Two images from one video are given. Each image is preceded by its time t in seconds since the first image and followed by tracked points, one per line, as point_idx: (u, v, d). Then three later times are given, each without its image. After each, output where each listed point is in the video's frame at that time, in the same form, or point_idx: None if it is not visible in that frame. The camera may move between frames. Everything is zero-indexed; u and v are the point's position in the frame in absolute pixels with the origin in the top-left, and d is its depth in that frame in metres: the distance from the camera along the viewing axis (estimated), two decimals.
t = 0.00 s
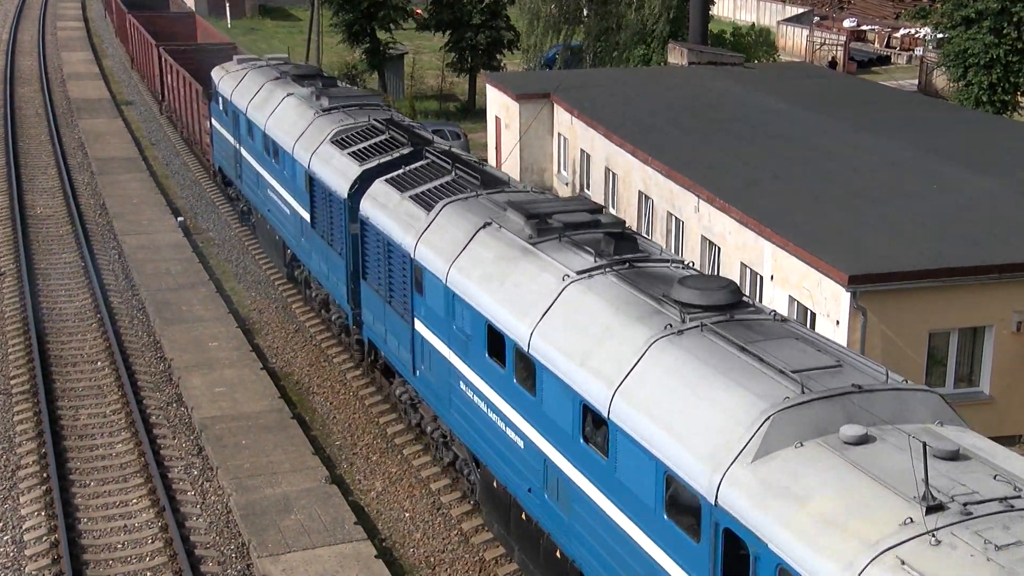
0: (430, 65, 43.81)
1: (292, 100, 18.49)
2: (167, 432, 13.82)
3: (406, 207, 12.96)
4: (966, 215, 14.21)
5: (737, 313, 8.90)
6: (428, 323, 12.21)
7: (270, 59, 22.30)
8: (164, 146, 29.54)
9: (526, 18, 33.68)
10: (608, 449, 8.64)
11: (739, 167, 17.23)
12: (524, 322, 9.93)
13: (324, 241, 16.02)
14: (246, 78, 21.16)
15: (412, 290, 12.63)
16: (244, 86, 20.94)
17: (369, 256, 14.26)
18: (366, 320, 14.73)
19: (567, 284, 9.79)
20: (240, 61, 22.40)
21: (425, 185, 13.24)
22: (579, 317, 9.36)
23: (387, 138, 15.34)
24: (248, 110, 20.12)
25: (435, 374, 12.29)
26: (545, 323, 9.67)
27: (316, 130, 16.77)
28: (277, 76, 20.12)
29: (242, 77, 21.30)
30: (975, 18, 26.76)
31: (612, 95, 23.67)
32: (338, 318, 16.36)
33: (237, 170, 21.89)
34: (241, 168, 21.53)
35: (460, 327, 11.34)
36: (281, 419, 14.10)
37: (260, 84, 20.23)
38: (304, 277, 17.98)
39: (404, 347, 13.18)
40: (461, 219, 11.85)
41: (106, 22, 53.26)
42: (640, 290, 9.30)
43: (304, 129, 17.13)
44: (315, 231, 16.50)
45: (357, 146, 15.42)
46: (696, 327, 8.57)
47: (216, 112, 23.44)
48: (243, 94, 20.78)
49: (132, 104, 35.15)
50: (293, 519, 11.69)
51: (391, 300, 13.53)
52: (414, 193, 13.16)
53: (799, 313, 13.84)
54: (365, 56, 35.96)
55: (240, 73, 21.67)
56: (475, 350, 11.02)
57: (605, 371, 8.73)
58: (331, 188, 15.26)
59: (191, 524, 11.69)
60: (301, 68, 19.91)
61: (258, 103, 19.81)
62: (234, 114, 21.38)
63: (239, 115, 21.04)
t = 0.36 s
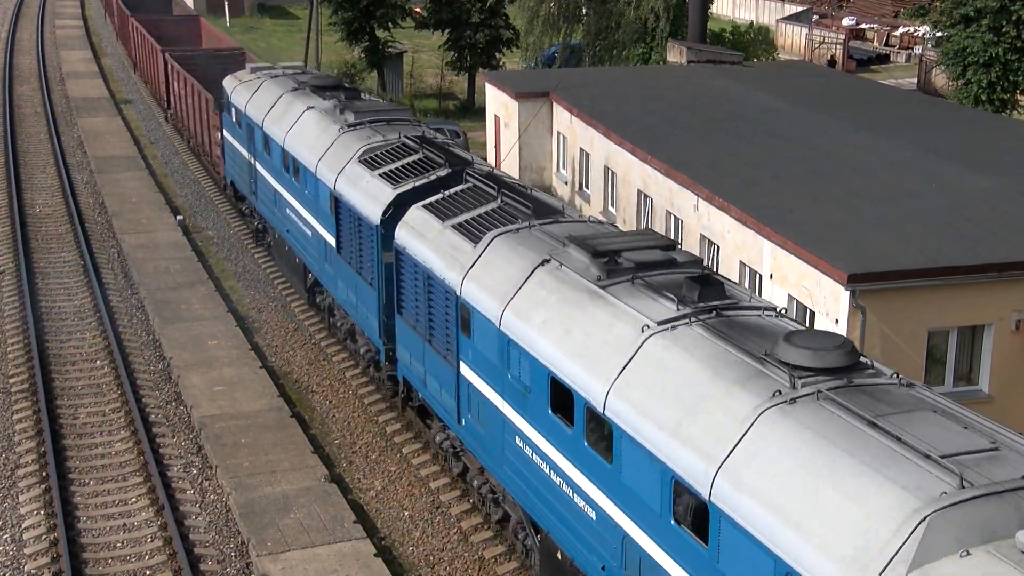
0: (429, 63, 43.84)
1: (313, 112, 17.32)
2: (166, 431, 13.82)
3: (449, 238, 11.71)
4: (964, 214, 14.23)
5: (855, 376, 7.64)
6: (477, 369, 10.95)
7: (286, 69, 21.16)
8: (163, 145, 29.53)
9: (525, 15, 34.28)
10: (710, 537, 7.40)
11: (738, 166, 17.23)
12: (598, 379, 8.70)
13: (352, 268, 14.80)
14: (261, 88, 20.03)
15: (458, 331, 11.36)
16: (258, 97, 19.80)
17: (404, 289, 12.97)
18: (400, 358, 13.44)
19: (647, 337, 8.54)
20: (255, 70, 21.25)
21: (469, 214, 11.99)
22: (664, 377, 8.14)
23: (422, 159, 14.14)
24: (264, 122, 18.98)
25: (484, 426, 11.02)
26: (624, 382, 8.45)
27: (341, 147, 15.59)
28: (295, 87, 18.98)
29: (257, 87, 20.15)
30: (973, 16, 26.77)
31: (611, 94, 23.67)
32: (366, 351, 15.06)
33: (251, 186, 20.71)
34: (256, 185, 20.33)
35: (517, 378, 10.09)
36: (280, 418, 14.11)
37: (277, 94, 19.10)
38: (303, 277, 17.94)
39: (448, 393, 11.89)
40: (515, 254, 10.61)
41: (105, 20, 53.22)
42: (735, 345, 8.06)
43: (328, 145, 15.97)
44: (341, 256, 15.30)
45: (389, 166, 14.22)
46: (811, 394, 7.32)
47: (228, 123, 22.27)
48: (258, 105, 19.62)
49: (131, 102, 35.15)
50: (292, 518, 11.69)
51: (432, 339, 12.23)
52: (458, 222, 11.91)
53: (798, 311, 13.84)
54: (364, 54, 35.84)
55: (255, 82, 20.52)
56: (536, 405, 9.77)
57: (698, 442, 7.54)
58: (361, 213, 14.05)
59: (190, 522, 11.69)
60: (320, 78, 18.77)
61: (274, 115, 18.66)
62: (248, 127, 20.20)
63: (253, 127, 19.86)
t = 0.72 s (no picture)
0: (428, 62, 43.84)
1: (337, 129, 16.13)
2: (166, 430, 13.82)
3: (502, 276, 10.49)
4: (964, 213, 14.23)
5: (1023, 463, 6.30)
6: (537, 424, 9.72)
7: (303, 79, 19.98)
8: (162, 143, 29.52)
9: (524, 16, 34.01)
10: None
11: (737, 165, 17.23)
12: (691, 450, 7.47)
13: (385, 302, 13.58)
14: (278, 99, 18.84)
15: (514, 381, 10.13)
16: (276, 110, 18.60)
17: (448, 329, 11.73)
18: (443, 404, 12.18)
19: (752, 406, 7.28)
20: (272, 80, 20.05)
21: (524, 250, 10.76)
22: (776, 455, 6.91)
23: (462, 184, 12.95)
24: (283, 138, 17.77)
25: (547, 489, 9.76)
26: (725, 456, 7.21)
27: (371, 169, 14.41)
28: (315, 101, 17.78)
29: (274, 99, 18.96)
30: (973, 15, 26.77)
31: (610, 93, 23.68)
32: (400, 391, 13.79)
33: (267, 204, 19.47)
34: (274, 204, 19.08)
35: (588, 441, 8.86)
36: (280, 416, 14.11)
37: (295, 107, 17.95)
38: (302, 275, 17.93)
39: (502, 449, 10.62)
40: (580, 297, 9.40)
41: (104, 19, 53.21)
42: (860, 418, 6.82)
43: (356, 166, 14.79)
44: (372, 287, 14.10)
45: (426, 192, 13.03)
46: (972, 489, 6.07)
47: (240, 135, 21.02)
48: (275, 118, 18.43)
49: (130, 101, 35.14)
50: (292, 517, 11.69)
51: (481, 386, 10.96)
52: (512, 258, 10.69)
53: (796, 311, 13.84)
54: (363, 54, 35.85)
55: (271, 94, 19.34)
56: (612, 473, 8.53)
57: (817, 529, 6.35)
58: (396, 243, 12.87)
59: (189, 521, 11.69)
60: (342, 91, 17.60)
61: (293, 130, 17.47)
62: (264, 141, 18.99)
63: (270, 142, 18.64)
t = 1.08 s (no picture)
0: (428, 61, 43.82)
1: (366, 148, 14.92)
2: (165, 428, 13.82)
3: (570, 324, 9.33)
4: (964, 212, 14.23)
5: None
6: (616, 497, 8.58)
7: (325, 92, 18.75)
8: (162, 143, 29.48)
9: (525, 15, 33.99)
10: None
11: (737, 164, 17.22)
12: (825, 552, 6.32)
13: (425, 341, 12.33)
14: (300, 114, 17.59)
15: (588, 446, 8.97)
16: (297, 125, 17.35)
17: (504, 380, 10.52)
18: (495, 459, 10.97)
19: (903, 502, 6.15)
20: (292, 93, 18.83)
21: (593, 294, 9.60)
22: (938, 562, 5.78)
23: (511, 214, 11.77)
24: (306, 157, 16.51)
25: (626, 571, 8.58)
26: (874, 559, 6.07)
27: (407, 194, 13.20)
28: (341, 117, 16.54)
29: (295, 114, 17.73)
30: (973, 14, 26.77)
31: (610, 92, 23.66)
32: (441, 438, 12.52)
33: (287, 225, 18.18)
34: (295, 225, 17.77)
35: (682, 523, 7.71)
36: (279, 415, 14.12)
37: (319, 122, 16.72)
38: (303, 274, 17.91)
39: (570, 519, 9.42)
40: (667, 356, 8.26)
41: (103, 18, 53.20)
42: None
43: (389, 190, 13.56)
44: (409, 323, 12.85)
45: (471, 223, 11.83)
46: None
47: (257, 149, 19.74)
48: (296, 135, 17.19)
49: (130, 101, 35.13)
50: (292, 516, 11.69)
51: (546, 447, 9.76)
52: (579, 303, 9.51)
53: (797, 310, 13.83)
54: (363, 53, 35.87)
55: (291, 107, 18.11)
56: (713, 563, 7.34)
57: None
58: (439, 279, 11.67)
59: (189, 520, 11.69)
60: (371, 106, 16.36)
61: (317, 148, 16.24)
62: (284, 158, 17.72)
63: (291, 159, 17.36)
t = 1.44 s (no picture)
0: (427, 60, 43.81)
1: (399, 170, 13.62)
2: (165, 428, 13.81)
3: (659, 388, 8.06)
4: (963, 212, 14.23)
5: None
6: None
7: (350, 107, 17.45)
8: (161, 142, 29.47)
9: (525, 15, 34.07)
10: None
11: (738, 163, 17.21)
12: None
13: (473, 388, 11.03)
14: (324, 131, 16.26)
15: (681, 528, 7.72)
16: (321, 143, 16.02)
17: (579, 448, 9.22)
18: (560, 529, 9.68)
19: None
20: (315, 109, 17.53)
21: (681, 353, 8.33)
22: None
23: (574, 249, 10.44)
24: (330, 178, 15.21)
25: None
26: None
27: (449, 223, 11.85)
28: (370, 135, 15.20)
29: (318, 130, 16.40)
30: (972, 14, 26.76)
31: (610, 91, 23.65)
32: (491, 496, 11.24)
33: (309, 248, 16.82)
34: (318, 249, 16.40)
35: None
36: (279, 415, 14.11)
37: (346, 141, 15.39)
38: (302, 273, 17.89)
39: None
40: (781, 432, 7.03)
41: (103, 18, 53.17)
42: None
43: (428, 219, 12.19)
44: (454, 367, 11.52)
45: (527, 259, 10.50)
46: None
47: (275, 165, 18.37)
48: (320, 153, 15.85)
49: (129, 100, 35.11)
50: (291, 516, 11.69)
51: (625, 522, 8.52)
52: (664, 362, 8.26)
53: (796, 310, 13.83)
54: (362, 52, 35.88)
55: (315, 122, 16.79)
56: None
57: None
58: (491, 322, 10.34)
59: (189, 520, 11.69)
60: (403, 124, 15.03)
61: (344, 168, 14.89)
62: (307, 178, 16.37)
63: (314, 179, 15.99)
